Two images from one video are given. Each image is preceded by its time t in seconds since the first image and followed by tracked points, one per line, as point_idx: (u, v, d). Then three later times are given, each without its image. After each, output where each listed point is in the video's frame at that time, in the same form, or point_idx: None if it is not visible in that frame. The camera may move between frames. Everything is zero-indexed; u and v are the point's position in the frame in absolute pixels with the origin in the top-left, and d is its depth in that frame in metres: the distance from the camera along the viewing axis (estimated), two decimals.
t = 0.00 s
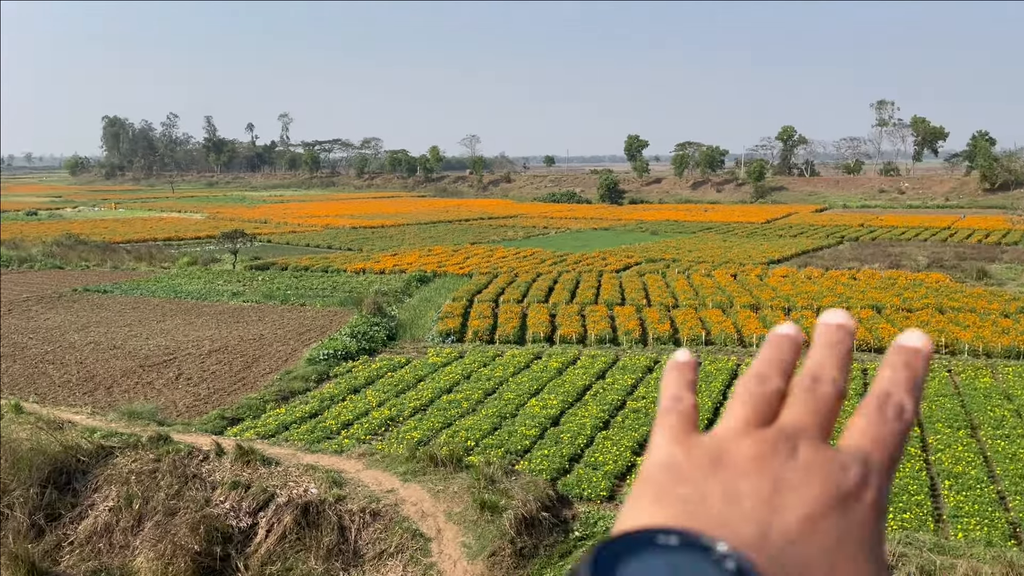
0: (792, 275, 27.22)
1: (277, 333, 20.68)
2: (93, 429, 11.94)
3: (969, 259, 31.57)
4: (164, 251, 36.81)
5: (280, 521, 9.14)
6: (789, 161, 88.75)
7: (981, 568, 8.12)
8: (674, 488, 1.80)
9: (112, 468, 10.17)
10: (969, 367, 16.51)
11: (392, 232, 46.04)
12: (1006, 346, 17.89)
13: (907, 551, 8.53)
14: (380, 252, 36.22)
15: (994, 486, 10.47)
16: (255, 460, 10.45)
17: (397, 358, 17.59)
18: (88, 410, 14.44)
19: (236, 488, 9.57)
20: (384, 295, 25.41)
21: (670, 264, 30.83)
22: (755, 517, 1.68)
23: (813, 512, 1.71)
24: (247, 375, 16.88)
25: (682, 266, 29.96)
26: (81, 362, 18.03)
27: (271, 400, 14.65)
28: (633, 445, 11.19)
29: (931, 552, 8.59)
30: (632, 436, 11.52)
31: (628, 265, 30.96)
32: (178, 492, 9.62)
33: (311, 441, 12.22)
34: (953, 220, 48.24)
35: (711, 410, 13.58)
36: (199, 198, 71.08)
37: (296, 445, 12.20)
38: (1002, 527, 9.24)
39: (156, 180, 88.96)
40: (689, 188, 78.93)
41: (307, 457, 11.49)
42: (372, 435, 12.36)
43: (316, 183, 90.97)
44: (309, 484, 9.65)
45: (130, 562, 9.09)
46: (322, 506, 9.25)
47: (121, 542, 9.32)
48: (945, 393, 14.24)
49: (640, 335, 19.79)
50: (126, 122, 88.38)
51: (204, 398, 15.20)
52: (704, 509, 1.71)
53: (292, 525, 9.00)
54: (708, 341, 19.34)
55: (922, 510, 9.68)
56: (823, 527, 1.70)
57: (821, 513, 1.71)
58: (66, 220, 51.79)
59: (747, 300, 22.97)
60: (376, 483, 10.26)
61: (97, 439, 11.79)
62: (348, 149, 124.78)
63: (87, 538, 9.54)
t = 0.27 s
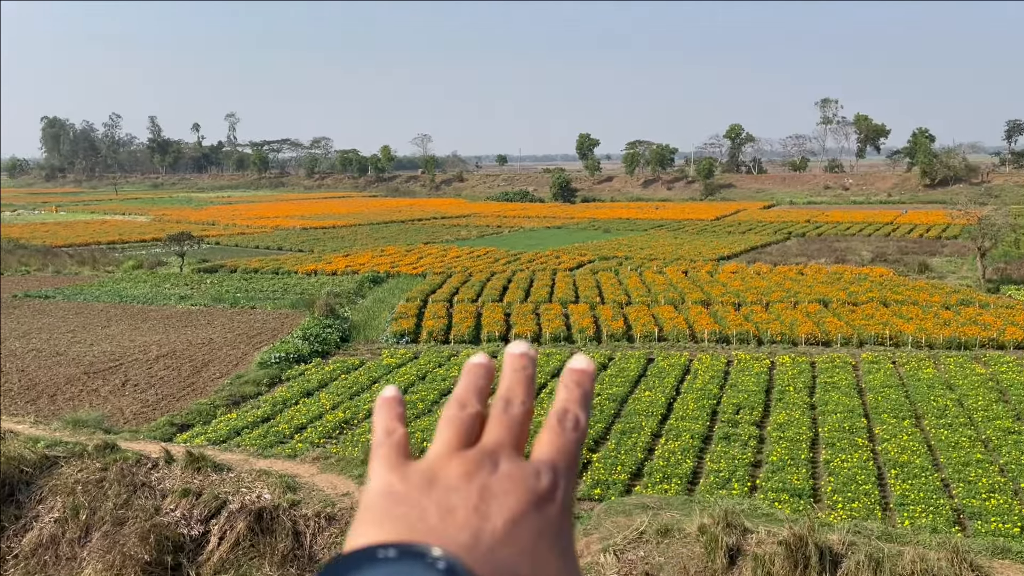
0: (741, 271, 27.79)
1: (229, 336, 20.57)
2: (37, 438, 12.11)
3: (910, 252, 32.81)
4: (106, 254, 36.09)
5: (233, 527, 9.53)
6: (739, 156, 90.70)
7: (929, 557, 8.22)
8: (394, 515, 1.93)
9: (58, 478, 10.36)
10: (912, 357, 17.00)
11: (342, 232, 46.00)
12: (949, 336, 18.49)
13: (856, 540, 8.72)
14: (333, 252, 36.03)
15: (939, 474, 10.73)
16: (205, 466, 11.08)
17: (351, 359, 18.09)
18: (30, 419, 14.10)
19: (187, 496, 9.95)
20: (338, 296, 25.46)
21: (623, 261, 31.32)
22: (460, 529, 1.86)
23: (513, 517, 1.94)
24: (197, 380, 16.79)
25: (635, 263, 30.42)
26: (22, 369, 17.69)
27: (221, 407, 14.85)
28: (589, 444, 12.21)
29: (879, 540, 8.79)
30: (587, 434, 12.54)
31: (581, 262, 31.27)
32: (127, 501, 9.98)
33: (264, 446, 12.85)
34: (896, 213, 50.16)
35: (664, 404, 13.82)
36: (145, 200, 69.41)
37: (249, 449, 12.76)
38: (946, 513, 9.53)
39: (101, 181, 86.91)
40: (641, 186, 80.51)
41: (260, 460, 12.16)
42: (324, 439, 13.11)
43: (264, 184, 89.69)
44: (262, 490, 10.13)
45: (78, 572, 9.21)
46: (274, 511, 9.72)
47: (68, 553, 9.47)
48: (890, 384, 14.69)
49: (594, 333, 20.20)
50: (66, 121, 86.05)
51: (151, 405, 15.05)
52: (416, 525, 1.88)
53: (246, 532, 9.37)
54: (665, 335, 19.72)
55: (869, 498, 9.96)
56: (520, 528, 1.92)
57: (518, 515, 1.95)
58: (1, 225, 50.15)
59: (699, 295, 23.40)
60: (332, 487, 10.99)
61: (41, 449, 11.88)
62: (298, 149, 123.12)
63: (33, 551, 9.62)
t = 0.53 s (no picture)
0: (712, 268, 28.03)
1: (199, 337, 20.47)
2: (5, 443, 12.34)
3: (878, 249, 33.30)
4: (73, 255, 35.53)
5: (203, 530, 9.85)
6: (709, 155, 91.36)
7: (897, 549, 8.35)
8: (319, 515, 1.93)
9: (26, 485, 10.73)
10: (880, 353, 17.26)
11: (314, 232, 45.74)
12: (915, 332, 18.75)
13: (827, 534, 8.82)
14: (305, 252, 35.81)
15: (906, 467, 10.92)
16: (175, 470, 11.29)
17: (324, 360, 17.99)
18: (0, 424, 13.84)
19: (158, 500, 10.30)
20: (310, 296, 25.35)
21: (596, 259, 31.46)
22: (387, 525, 1.88)
23: (440, 509, 1.97)
24: (167, 381, 16.67)
25: (607, 261, 30.58)
26: None
27: (192, 409, 14.71)
28: (563, 441, 12.27)
29: (848, 533, 8.91)
30: (560, 432, 12.59)
31: (554, 260, 31.40)
32: (96, 506, 10.39)
33: (237, 448, 12.76)
34: (862, 211, 50.93)
35: (636, 401, 13.89)
36: (112, 200, 68.18)
37: (221, 452, 12.67)
38: (914, 506, 9.68)
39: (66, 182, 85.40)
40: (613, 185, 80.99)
41: (233, 463, 12.08)
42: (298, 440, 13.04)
43: (234, 184, 88.67)
44: (233, 493, 10.44)
45: None
46: (246, 514, 10.05)
47: (36, 558, 9.86)
48: (859, 378, 14.91)
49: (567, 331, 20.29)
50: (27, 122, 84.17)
51: (122, 408, 14.92)
52: (342, 523, 1.88)
53: (218, 535, 9.70)
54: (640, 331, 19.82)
55: (839, 493, 10.10)
56: (448, 520, 1.96)
57: (447, 508, 1.98)
58: None
59: (671, 294, 23.59)
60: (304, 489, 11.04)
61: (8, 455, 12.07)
62: (269, 149, 121.84)
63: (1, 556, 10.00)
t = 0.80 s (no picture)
0: (697, 266, 28.14)
1: (182, 336, 20.37)
2: None
3: (861, 246, 33.55)
4: (54, 254, 35.17)
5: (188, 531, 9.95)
6: (693, 153, 91.70)
7: (880, 544, 8.40)
8: None
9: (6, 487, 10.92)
10: (863, 349, 17.38)
11: (298, 230, 45.58)
12: (897, 328, 18.91)
13: (811, 530, 8.86)
14: (289, 250, 35.64)
15: (888, 463, 11.00)
16: (159, 469, 11.16)
17: (309, 358, 17.93)
18: None
19: (141, 500, 10.33)
20: (295, 294, 25.24)
21: (582, 257, 31.50)
22: None
23: None
24: (151, 380, 16.58)
25: (592, 259, 30.63)
26: None
27: (175, 408, 14.63)
28: (548, 439, 12.28)
29: (832, 529, 8.96)
30: (545, 430, 12.60)
31: (540, 258, 31.43)
32: (78, 506, 10.56)
33: (221, 448, 12.71)
34: (845, 208, 51.34)
35: (622, 399, 13.92)
36: (94, 198, 67.35)
37: (206, 451, 12.63)
38: (896, 501, 9.76)
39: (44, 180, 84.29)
40: (598, 183, 81.10)
41: (216, 463, 12.01)
42: (282, 440, 13.00)
43: (217, 183, 88.02)
44: (218, 493, 10.40)
45: None
46: (231, 515, 10.02)
47: (20, 560, 10.22)
48: (842, 375, 15.02)
49: (553, 330, 20.34)
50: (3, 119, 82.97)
51: (105, 407, 14.83)
52: None
53: (202, 535, 9.80)
54: (625, 329, 19.86)
55: (822, 488, 10.17)
56: None
57: None
58: None
59: (657, 291, 23.68)
60: (291, 488, 10.91)
61: None
62: (253, 147, 120.91)
63: None
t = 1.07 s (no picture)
0: (687, 263, 28.20)
1: (171, 333, 20.30)
2: None
3: (850, 244, 33.69)
4: (42, 251, 34.95)
5: (178, 528, 9.92)
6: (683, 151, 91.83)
7: (869, 539, 8.43)
8: None
9: None
10: (852, 346, 17.47)
11: (288, 227, 45.43)
12: (886, 326, 19.01)
13: (800, 526, 8.89)
14: (279, 247, 35.51)
15: (877, 459, 11.05)
16: (147, 467, 11.14)
17: (299, 356, 17.89)
18: None
19: (130, 498, 10.30)
20: (285, 291, 25.17)
21: (572, 255, 31.52)
22: None
23: None
24: (139, 378, 16.51)
25: (583, 256, 30.67)
26: None
27: (164, 406, 14.59)
28: (538, 436, 12.29)
29: (820, 525, 9.00)
30: (536, 427, 12.62)
31: (531, 256, 31.46)
32: (66, 504, 10.52)
33: (209, 446, 12.68)
34: (834, 206, 51.58)
35: (612, 396, 13.95)
36: (81, 194, 66.74)
37: (195, 448, 12.61)
38: (884, 497, 9.82)
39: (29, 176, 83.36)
40: (588, 180, 81.10)
41: (205, 461, 11.97)
42: (272, 437, 12.99)
43: (206, 180, 87.50)
44: (207, 491, 10.39)
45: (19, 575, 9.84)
46: (220, 513, 9.99)
47: (6, 559, 10.13)
48: (831, 372, 15.09)
49: (544, 327, 20.34)
50: None
51: (94, 405, 14.78)
52: None
53: (190, 533, 9.76)
54: (615, 327, 19.90)
55: (811, 485, 10.22)
56: None
57: None
58: None
59: (647, 289, 23.74)
60: (280, 486, 10.89)
61: None
62: (242, 144, 120.20)
63: None
